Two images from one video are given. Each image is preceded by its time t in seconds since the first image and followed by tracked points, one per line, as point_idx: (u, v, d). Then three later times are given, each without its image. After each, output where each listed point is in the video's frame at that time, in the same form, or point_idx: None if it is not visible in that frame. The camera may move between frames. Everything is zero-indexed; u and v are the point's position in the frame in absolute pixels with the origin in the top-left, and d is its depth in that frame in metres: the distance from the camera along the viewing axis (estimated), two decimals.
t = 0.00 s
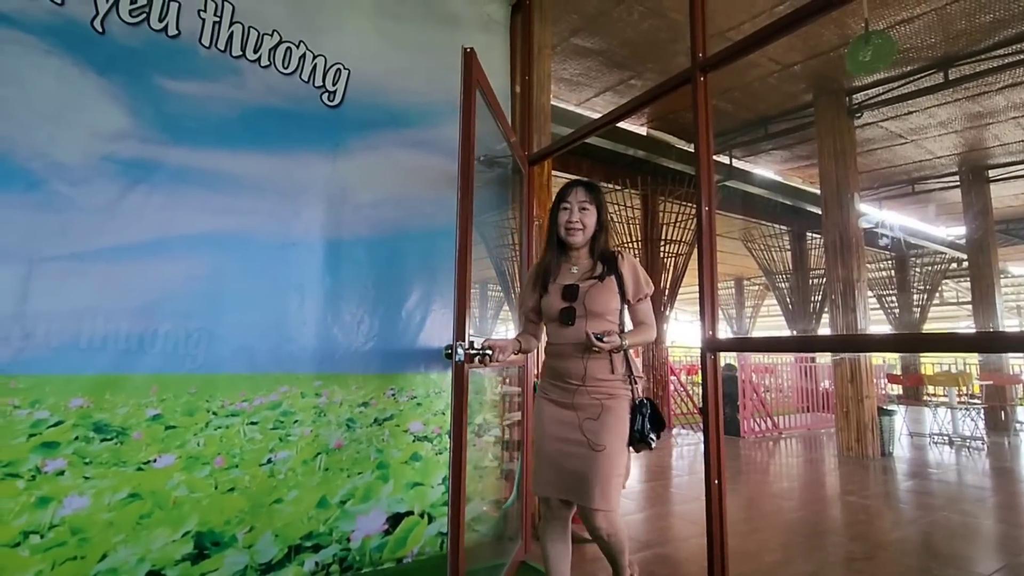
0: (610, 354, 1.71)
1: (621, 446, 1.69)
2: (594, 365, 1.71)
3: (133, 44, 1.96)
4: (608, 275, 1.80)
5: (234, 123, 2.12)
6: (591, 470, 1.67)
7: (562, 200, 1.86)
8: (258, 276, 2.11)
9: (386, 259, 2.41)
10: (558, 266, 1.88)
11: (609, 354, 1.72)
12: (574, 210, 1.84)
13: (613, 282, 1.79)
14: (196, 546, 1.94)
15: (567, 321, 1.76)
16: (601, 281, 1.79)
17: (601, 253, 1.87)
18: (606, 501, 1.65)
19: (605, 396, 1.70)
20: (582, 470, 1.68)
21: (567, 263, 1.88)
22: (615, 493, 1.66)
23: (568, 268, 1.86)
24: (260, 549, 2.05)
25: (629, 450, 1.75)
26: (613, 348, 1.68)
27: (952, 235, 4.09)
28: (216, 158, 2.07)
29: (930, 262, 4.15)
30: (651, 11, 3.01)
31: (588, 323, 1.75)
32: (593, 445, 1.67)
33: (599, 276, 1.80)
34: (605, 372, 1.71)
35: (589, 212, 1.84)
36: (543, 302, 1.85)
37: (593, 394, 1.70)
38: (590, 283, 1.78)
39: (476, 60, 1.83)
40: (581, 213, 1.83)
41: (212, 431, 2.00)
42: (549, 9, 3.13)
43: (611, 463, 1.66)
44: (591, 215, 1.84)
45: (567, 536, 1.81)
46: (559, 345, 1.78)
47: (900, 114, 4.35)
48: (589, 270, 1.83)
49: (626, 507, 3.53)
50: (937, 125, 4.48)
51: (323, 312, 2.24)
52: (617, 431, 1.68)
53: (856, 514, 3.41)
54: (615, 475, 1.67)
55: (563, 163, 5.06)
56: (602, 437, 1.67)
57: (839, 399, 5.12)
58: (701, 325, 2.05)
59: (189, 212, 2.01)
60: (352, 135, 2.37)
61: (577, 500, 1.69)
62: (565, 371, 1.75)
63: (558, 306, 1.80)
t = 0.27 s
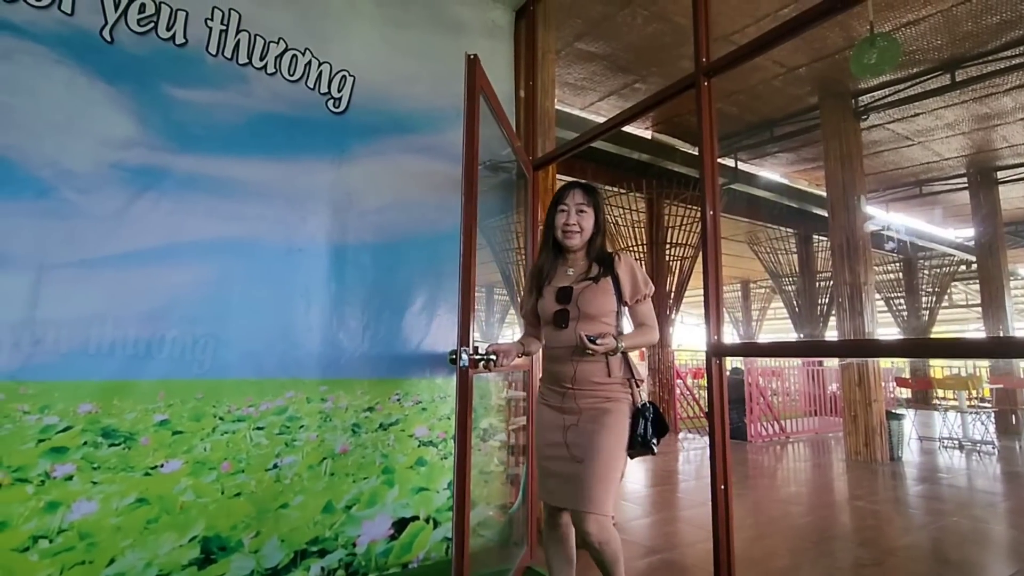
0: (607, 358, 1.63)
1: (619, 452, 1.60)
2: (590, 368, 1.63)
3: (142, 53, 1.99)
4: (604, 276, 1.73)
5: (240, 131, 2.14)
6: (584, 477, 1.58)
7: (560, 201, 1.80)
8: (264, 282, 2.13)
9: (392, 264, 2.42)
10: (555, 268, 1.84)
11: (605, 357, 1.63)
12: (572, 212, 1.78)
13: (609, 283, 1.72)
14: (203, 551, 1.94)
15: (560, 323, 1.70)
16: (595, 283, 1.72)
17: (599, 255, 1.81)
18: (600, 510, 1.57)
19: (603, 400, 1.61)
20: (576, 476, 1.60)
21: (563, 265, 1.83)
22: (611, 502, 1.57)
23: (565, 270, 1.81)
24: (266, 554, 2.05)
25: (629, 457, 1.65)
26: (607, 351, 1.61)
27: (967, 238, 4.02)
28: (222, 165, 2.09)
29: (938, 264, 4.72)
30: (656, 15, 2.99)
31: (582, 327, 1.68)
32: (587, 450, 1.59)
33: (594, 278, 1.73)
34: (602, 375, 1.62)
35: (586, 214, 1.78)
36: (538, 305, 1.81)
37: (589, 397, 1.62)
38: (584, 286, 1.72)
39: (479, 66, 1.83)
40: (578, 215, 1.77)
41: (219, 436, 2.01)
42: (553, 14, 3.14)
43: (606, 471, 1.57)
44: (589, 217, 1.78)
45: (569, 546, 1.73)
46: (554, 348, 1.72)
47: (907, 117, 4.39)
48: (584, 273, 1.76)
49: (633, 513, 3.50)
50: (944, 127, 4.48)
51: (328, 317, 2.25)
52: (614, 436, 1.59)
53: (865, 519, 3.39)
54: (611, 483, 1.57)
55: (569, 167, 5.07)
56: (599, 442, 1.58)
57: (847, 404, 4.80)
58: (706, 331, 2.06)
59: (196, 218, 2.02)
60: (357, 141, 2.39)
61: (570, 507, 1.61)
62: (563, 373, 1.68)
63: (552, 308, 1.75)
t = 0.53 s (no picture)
0: (603, 362, 1.60)
1: (619, 459, 1.57)
2: (586, 372, 1.60)
3: (149, 61, 2.01)
4: (600, 278, 1.69)
5: (246, 137, 2.16)
6: (581, 485, 1.55)
7: (559, 203, 1.78)
8: (270, 287, 2.14)
9: (397, 268, 2.42)
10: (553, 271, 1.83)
11: (600, 361, 1.60)
12: (571, 215, 1.75)
13: (605, 286, 1.68)
14: (209, 556, 1.95)
15: (555, 327, 1.69)
16: (590, 286, 1.69)
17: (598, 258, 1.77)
18: (599, 517, 1.53)
19: (600, 406, 1.58)
20: (573, 483, 1.57)
21: (561, 268, 1.81)
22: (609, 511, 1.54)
23: (562, 274, 1.79)
24: (272, 559, 2.06)
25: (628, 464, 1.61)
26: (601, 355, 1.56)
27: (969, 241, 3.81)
28: (229, 172, 2.11)
29: (945, 267, 4.01)
30: (659, 20, 3.01)
31: (577, 331, 1.65)
32: (583, 457, 1.56)
33: (590, 280, 1.70)
34: (598, 379, 1.59)
35: (586, 217, 1.75)
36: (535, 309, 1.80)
37: (587, 403, 1.59)
38: (578, 288, 1.69)
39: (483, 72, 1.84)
40: (577, 218, 1.75)
41: (225, 441, 2.02)
42: (558, 20, 3.13)
43: (604, 478, 1.53)
44: (588, 221, 1.75)
45: (569, 552, 1.71)
46: (553, 352, 1.70)
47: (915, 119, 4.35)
48: (581, 275, 1.73)
49: (639, 518, 3.50)
50: (951, 129, 4.43)
51: (334, 321, 2.26)
52: (612, 443, 1.55)
53: (874, 525, 3.36)
54: (609, 491, 1.54)
55: (573, 171, 5.10)
56: (597, 448, 1.55)
57: (855, 408, 4.81)
58: (711, 337, 2.06)
59: (202, 224, 2.04)
60: (363, 148, 2.40)
61: (568, 515, 1.59)
62: (561, 379, 1.66)
63: (548, 311, 1.74)
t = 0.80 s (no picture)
0: (597, 371, 1.54)
1: (618, 471, 1.50)
2: (580, 383, 1.56)
3: (160, 73, 2.04)
4: (595, 284, 1.65)
5: (255, 147, 2.18)
6: (581, 499, 1.51)
7: (558, 208, 1.74)
8: (277, 294, 2.15)
9: (403, 275, 2.44)
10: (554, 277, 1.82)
11: (595, 370, 1.55)
12: (570, 220, 1.72)
13: (601, 292, 1.64)
14: (217, 563, 1.96)
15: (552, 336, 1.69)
16: (585, 292, 1.65)
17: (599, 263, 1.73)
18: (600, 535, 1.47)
19: (597, 416, 1.53)
20: (571, 496, 1.54)
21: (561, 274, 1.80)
22: (608, 526, 1.47)
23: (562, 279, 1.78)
24: (279, 566, 2.06)
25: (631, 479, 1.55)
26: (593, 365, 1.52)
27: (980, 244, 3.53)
28: (238, 181, 2.13)
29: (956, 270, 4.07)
30: (664, 26, 3.04)
31: (572, 339, 1.63)
32: (581, 470, 1.52)
33: (586, 287, 1.66)
34: (593, 388, 1.54)
35: (585, 222, 1.71)
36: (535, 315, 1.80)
37: (584, 413, 1.55)
38: (574, 295, 1.66)
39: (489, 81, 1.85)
40: (576, 223, 1.71)
41: (233, 448, 2.04)
42: (563, 28, 3.15)
43: (602, 492, 1.48)
44: (587, 226, 1.71)
45: (577, 566, 1.67)
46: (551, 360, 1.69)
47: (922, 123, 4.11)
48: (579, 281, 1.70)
49: (647, 526, 3.48)
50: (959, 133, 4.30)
51: (341, 328, 2.27)
52: (609, 455, 1.50)
53: (885, 533, 3.33)
54: (607, 505, 1.48)
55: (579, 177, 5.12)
56: (595, 461, 1.50)
57: (865, 415, 4.66)
58: (717, 344, 2.06)
59: (211, 233, 2.06)
60: (369, 156, 2.42)
61: (568, 528, 1.55)
62: (559, 388, 1.63)
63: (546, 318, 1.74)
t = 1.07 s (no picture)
0: (597, 381, 1.53)
1: (618, 485, 1.48)
2: (580, 393, 1.56)
3: (167, 81, 2.06)
4: (595, 290, 1.65)
5: (261, 154, 2.20)
6: (583, 513, 1.50)
7: (559, 212, 1.75)
8: (282, 301, 2.16)
9: (408, 281, 2.45)
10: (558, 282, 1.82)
11: (595, 380, 1.54)
12: (571, 224, 1.72)
13: (602, 299, 1.63)
14: (222, 569, 1.96)
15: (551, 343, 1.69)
16: (585, 298, 1.65)
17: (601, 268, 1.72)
18: (601, 553, 1.45)
19: (598, 429, 1.52)
20: (573, 512, 1.52)
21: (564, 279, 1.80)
22: (606, 539, 1.45)
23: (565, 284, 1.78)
24: (284, 573, 2.06)
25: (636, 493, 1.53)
26: (588, 374, 1.51)
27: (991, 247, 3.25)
28: (243, 188, 2.14)
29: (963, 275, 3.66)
30: (668, 31, 3.02)
31: (571, 346, 1.63)
32: (583, 484, 1.50)
33: (585, 293, 1.66)
34: (591, 398, 1.54)
35: (585, 226, 1.71)
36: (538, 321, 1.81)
37: (585, 424, 1.54)
38: (573, 301, 1.66)
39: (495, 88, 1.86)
40: (576, 227, 1.70)
41: (239, 455, 2.04)
42: (566, 34, 3.16)
43: (603, 506, 1.47)
44: (588, 230, 1.71)
45: None
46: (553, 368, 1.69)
47: (927, 125, 4.15)
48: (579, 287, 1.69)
49: (653, 531, 3.48)
50: (965, 135, 4.33)
51: (346, 334, 2.28)
52: (608, 467, 1.48)
53: (894, 540, 3.30)
54: (605, 520, 1.46)
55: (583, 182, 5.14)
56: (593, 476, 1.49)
57: (871, 420, 4.36)
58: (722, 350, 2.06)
59: (218, 240, 2.07)
60: (374, 163, 2.43)
61: (571, 543, 1.53)
62: (560, 398, 1.62)
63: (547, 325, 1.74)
